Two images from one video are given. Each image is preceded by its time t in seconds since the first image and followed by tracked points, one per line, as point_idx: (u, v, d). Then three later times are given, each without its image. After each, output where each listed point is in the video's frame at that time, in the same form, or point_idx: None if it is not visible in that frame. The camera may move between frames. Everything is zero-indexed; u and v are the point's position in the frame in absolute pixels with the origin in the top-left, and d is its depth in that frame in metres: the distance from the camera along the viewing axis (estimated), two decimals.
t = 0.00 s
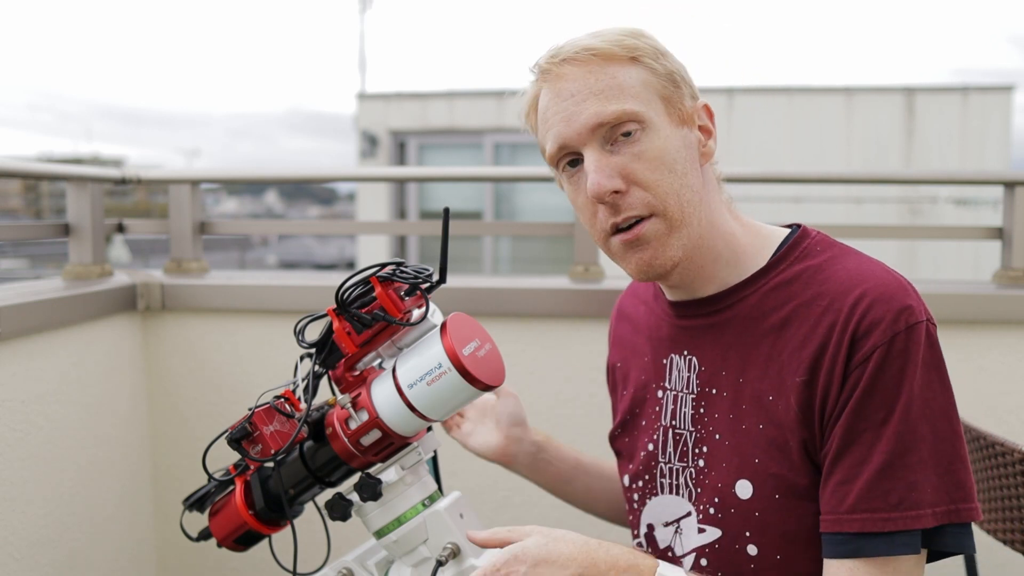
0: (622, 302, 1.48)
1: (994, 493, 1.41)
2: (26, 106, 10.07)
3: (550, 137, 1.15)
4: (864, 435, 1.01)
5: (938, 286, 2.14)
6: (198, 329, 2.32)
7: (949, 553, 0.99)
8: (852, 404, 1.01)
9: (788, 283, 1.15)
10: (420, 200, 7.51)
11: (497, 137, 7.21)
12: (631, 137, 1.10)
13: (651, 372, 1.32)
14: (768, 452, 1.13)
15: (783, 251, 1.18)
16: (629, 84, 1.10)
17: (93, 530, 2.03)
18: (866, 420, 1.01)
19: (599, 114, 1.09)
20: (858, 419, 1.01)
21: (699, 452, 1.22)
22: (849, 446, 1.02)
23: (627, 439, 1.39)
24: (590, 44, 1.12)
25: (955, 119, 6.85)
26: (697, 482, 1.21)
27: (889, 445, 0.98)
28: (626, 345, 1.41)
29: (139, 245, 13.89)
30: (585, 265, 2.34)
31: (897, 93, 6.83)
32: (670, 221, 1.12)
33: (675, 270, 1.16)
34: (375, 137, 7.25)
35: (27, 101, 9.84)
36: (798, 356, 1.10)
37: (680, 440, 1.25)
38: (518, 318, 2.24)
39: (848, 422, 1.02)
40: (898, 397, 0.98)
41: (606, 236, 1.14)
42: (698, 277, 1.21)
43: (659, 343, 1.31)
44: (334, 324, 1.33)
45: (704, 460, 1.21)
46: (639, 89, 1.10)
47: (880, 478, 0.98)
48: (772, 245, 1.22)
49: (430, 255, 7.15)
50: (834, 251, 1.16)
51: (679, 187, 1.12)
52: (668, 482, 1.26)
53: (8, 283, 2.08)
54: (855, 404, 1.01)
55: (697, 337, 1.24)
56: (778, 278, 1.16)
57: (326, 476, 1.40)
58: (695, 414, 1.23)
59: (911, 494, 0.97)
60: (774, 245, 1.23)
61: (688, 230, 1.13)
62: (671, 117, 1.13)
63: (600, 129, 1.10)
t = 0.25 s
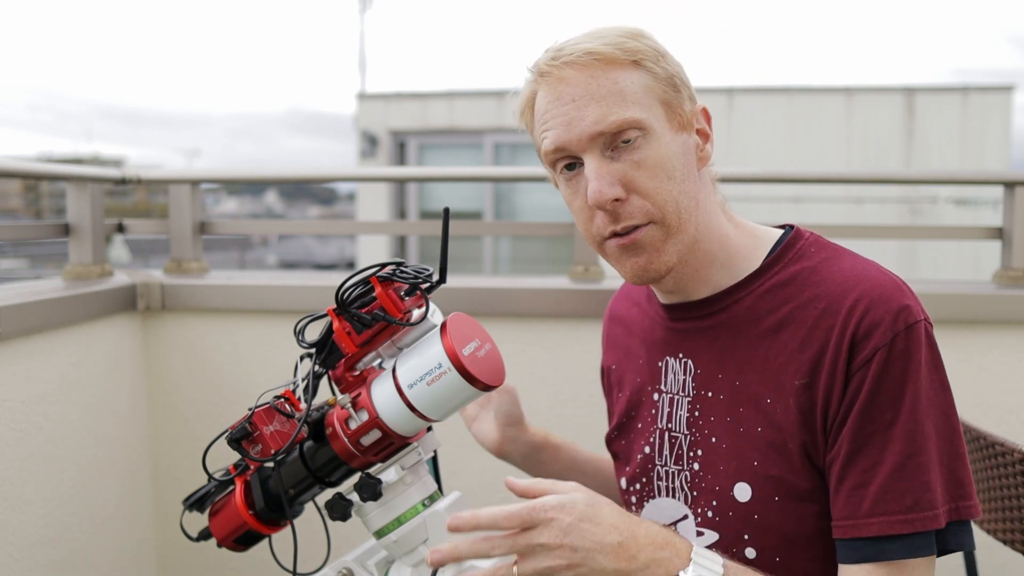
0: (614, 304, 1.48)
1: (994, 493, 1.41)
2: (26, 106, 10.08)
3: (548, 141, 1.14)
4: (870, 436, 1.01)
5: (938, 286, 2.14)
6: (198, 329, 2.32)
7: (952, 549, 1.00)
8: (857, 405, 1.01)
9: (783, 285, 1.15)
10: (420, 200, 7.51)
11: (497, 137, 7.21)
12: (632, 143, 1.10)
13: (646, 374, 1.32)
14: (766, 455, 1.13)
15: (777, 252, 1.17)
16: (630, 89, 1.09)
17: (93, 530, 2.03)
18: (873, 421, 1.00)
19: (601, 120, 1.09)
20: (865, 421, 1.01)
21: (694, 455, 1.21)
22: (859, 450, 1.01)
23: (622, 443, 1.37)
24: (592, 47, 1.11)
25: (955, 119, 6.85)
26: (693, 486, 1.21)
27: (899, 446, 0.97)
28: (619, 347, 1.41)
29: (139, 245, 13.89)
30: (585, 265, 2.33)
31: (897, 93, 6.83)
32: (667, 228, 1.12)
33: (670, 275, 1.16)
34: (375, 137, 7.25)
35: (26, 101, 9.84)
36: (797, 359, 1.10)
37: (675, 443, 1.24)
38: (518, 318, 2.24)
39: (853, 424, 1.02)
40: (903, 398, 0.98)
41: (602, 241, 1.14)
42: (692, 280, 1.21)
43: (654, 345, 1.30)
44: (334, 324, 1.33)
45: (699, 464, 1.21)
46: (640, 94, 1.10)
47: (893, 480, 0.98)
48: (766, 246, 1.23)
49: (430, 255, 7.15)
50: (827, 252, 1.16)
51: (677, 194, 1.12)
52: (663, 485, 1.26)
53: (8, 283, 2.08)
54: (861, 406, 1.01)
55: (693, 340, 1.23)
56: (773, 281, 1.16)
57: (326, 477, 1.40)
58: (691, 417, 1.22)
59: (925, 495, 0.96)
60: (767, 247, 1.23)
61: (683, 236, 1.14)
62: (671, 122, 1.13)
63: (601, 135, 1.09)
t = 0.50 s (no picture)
0: (611, 305, 1.48)
1: (993, 493, 1.41)
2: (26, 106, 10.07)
3: (565, 127, 1.13)
4: (870, 434, 1.01)
5: (938, 286, 2.14)
6: (198, 329, 2.32)
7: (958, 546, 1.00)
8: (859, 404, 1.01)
9: (781, 285, 1.15)
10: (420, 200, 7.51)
11: (497, 137, 7.21)
12: (650, 137, 1.10)
13: (644, 376, 1.32)
14: (767, 456, 1.13)
15: (774, 252, 1.17)
16: (653, 83, 1.10)
17: (93, 530, 2.03)
18: (874, 420, 1.01)
19: (622, 109, 1.09)
20: (866, 421, 1.01)
21: (694, 456, 1.21)
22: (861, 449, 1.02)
23: (621, 444, 1.37)
24: (618, 37, 1.11)
25: (955, 119, 6.85)
26: (694, 487, 1.21)
27: (901, 445, 0.97)
28: (616, 348, 1.41)
29: (138, 245, 13.88)
30: (585, 265, 2.33)
31: (897, 93, 6.83)
32: (678, 224, 1.12)
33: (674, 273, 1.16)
34: (375, 137, 7.25)
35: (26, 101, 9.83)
36: (797, 359, 1.10)
37: (675, 445, 1.24)
38: (518, 318, 2.24)
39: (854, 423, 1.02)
40: (903, 397, 0.98)
41: (610, 234, 1.14)
42: (694, 278, 1.21)
43: (651, 347, 1.30)
44: (334, 324, 1.33)
45: (700, 465, 1.21)
46: (661, 90, 1.11)
47: (896, 479, 0.97)
48: (764, 244, 1.23)
49: (430, 255, 7.15)
50: (824, 252, 1.16)
51: (689, 193, 1.13)
52: (664, 487, 1.26)
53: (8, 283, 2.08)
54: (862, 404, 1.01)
55: (691, 341, 1.23)
56: (770, 281, 1.16)
57: (326, 477, 1.40)
58: (691, 419, 1.22)
59: (926, 494, 0.96)
60: (766, 246, 1.22)
61: (692, 233, 1.14)
62: (686, 122, 1.14)
63: (621, 125, 1.10)
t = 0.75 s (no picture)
0: (609, 305, 1.48)
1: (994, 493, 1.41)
2: (26, 105, 10.07)
3: (560, 132, 1.13)
4: (886, 427, 0.99)
5: (938, 286, 2.14)
6: (198, 329, 2.32)
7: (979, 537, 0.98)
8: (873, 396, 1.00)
9: (783, 282, 1.15)
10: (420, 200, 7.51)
11: (497, 137, 7.21)
12: (647, 139, 1.10)
13: (645, 375, 1.32)
14: (770, 453, 1.13)
15: (775, 249, 1.18)
16: (647, 84, 1.10)
17: (93, 530, 2.03)
18: (890, 412, 0.99)
19: (618, 113, 1.09)
20: (882, 413, 1.00)
21: (696, 455, 1.21)
22: (880, 443, 1.00)
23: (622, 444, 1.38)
24: (611, 39, 1.11)
25: (955, 119, 6.85)
26: (695, 486, 1.21)
27: (922, 433, 0.96)
28: (615, 349, 1.41)
29: (138, 245, 13.88)
30: (585, 265, 2.33)
31: (897, 93, 6.83)
32: (677, 226, 1.12)
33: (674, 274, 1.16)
34: (375, 137, 7.25)
35: (26, 101, 9.83)
36: (800, 355, 1.10)
37: (676, 443, 1.24)
38: (518, 318, 2.24)
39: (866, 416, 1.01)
40: (918, 384, 0.97)
41: (609, 238, 1.14)
42: (692, 278, 1.21)
43: (652, 346, 1.30)
44: (334, 324, 1.33)
45: (702, 463, 1.21)
46: (656, 91, 1.10)
47: (920, 468, 0.95)
48: (763, 244, 1.23)
49: (430, 255, 7.15)
50: (825, 249, 1.17)
51: (688, 194, 1.13)
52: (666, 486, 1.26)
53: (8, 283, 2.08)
54: (875, 396, 1.00)
55: (692, 339, 1.23)
56: (773, 277, 1.16)
57: (326, 476, 1.40)
58: (692, 417, 1.22)
59: (953, 481, 0.94)
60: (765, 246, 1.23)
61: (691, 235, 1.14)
62: (683, 122, 1.14)
63: (617, 128, 1.09)
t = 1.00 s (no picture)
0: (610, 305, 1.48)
1: (993, 493, 1.41)
2: (27, 105, 10.07)
3: (545, 131, 1.15)
4: (893, 425, 1.00)
5: (938, 286, 2.14)
6: (198, 329, 2.32)
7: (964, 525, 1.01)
8: (879, 393, 1.01)
9: (781, 277, 1.15)
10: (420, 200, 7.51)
11: (497, 137, 7.21)
12: (628, 134, 1.10)
13: (644, 373, 1.32)
14: (769, 451, 1.13)
15: (772, 244, 1.18)
16: (628, 80, 1.10)
17: (93, 530, 2.03)
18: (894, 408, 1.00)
19: (596, 109, 1.09)
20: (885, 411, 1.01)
21: (695, 453, 1.21)
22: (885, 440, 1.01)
23: (620, 442, 1.38)
24: (592, 36, 1.12)
25: (955, 119, 6.85)
26: (695, 484, 1.21)
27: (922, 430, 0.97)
28: (614, 347, 1.41)
29: (139, 245, 13.88)
30: (585, 265, 2.33)
31: (897, 93, 6.83)
32: (662, 222, 1.11)
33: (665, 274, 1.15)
34: (375, 137, 7.25)
35: (27, 101, 9.83)
36: (799, 351, 1.10)
37: (676, 442, 1.24)
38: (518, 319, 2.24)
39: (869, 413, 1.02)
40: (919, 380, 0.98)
41: (595, 236, 1.13)
42: (687, 277, 1.20)
43: (649, 344, 1.31)
44: (334, 324, 1.33)
45: (701, 462, 1.21)
46: (638, 86, 1.10)
47: (922, 466, 0.97)
48: (760, 243, 1.23)
49: (430, 255, 7.15)
50: (822, 245, 1.17)
51: (674, 188, 1.11)
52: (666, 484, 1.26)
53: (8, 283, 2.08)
54: (880, 393, 1.01)
55: (689, 336, 1.23)
56: (769, 273, 1.16)
57: (326, 476, 1.40)
58: (690, 415, 1.22)
59: (948, 477, 0.96)
60: (761, 243, 1.23)
61: (680, 232, 1.12)
62: (670, 117, 1.13)
63: (596, 124, 1.10)
